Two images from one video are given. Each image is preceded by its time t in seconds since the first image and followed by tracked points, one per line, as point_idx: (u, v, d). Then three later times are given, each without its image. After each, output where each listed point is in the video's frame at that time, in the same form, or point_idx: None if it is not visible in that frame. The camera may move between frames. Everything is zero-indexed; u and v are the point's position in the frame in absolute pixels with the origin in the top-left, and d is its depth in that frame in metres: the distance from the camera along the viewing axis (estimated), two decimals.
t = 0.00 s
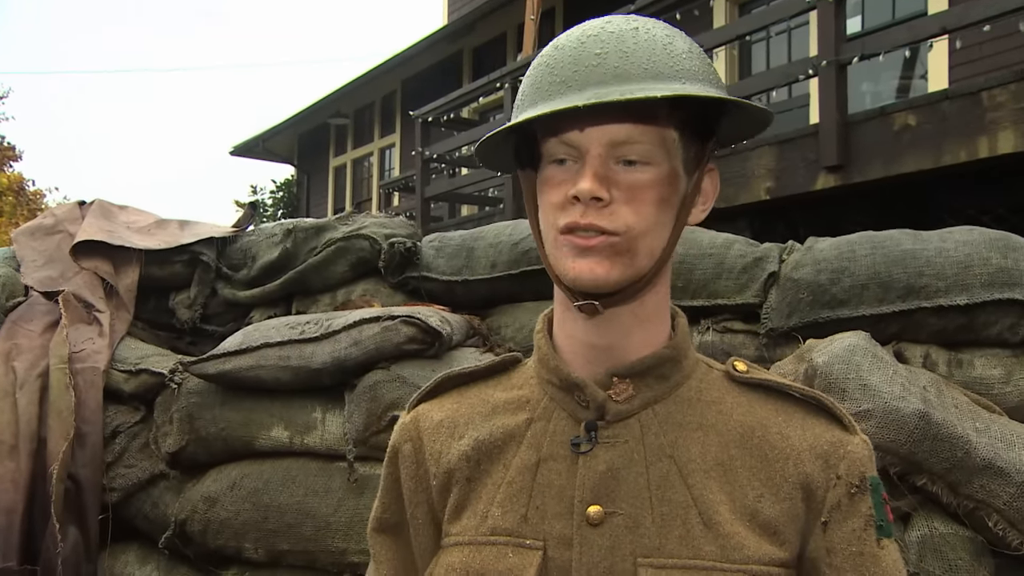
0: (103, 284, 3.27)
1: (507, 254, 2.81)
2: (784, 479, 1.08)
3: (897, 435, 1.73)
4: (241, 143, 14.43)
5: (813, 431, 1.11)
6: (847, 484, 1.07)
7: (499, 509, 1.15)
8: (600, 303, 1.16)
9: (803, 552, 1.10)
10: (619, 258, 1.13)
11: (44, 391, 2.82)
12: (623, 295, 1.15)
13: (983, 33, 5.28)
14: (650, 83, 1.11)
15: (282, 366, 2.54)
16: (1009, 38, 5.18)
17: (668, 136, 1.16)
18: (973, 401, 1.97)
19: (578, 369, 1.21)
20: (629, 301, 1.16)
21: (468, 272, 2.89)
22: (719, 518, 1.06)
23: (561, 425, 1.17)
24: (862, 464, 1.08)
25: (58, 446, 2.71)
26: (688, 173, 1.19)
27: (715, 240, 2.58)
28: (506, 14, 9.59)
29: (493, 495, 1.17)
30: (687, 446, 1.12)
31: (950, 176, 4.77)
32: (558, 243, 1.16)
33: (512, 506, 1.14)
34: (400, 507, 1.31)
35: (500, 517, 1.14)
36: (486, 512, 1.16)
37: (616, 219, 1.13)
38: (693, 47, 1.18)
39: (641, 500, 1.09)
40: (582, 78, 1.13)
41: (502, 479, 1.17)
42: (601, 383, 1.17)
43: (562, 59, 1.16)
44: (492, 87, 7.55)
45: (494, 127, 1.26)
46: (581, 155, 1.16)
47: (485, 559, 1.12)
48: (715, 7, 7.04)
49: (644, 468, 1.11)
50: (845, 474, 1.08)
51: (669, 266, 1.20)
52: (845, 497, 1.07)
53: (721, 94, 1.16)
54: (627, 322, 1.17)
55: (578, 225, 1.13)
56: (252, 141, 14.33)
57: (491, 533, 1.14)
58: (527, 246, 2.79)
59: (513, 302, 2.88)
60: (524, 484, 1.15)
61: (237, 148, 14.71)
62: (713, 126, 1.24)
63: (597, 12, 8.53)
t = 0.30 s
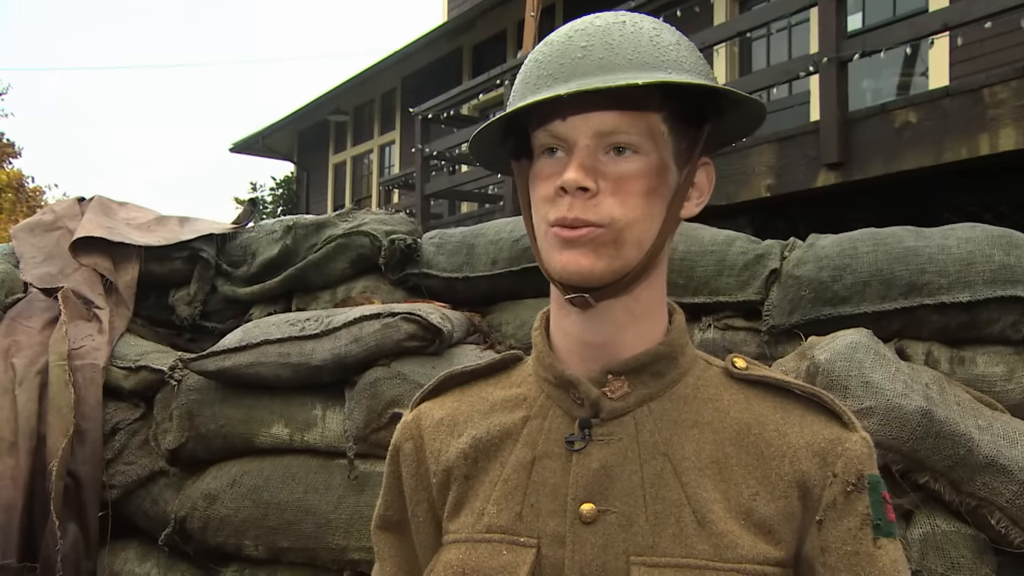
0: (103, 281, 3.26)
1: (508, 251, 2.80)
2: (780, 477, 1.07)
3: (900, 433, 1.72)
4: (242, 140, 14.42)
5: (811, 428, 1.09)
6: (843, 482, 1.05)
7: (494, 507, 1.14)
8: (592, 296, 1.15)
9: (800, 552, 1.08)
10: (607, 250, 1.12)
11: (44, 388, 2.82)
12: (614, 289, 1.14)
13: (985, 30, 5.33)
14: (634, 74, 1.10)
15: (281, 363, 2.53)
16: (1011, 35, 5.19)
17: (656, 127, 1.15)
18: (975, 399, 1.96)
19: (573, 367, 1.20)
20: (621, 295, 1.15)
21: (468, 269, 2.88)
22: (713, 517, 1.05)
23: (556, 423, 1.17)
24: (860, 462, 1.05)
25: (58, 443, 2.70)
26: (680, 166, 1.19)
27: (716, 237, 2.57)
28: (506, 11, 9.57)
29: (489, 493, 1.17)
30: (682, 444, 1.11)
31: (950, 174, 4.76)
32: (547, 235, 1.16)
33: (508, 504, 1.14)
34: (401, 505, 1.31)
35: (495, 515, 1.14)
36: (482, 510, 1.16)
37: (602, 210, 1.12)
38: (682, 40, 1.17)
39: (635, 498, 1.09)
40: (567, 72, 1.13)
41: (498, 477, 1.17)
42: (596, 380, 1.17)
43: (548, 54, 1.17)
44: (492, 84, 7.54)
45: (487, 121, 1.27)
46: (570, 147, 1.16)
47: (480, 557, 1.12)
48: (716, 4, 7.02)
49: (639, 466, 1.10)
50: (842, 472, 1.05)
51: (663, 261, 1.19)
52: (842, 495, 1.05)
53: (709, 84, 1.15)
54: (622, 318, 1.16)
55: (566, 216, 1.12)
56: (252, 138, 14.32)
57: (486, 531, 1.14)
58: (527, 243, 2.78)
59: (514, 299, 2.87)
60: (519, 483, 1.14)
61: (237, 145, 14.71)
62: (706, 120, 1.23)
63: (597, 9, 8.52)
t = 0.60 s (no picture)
0: (104, 281, 3.26)
1: (509, 251, 2.79)
2: (775, 476, 1.06)
3: (903, 433, 1.72)
4: (243, 140, 14.43)
5: (807, 427, 1.08)
6: (840, 481, 1.03)
7: (490, 508, 1.14)
8: (585, 299, 1.14)
9: (797, 552, 1.07)
10: (596, 253, 1.11)
11: (44, 388, 2.81)
12: (606, 291, 1.13)
13: (987, 30, 5.27)
14: (618, 74, 1.10)
15: (282, 363, 2.53)
16: (1012, 36, 5.16)
17: (644, 127, 1.14)
18: (979, 400, 1.96)
19: (568, 368, 1.19)
20: (614, 296, 1.14)
21: (469, 269, 2.88)
22: (707, 516, 1.05)
23: (551, 423, 1.16)
24: (857, 460, 1.04)
25: (58, 443, 2.70)
26: (670, 164, 1.18)
27: (719, 237, 2.56)
28: (507, 11, 9.56)
29: (485, 494, 1.16)
30: (677, 443, 1.10)
31: (953, 174, 4.74)
32: (537, 240, 1.15)
33: (503, 504, 1.13)
34: (399, 505, 1.31)
35: (491, 515, 1.13)
36: (478, 510, 1.16)
37: (590, 212, 1.11)
38: (668, 37, 1.16)
39: (629, 498, 1.08)
40: (552, 74, 1.13)
41: (494, 477, 1.16)
42: (591, 379, 1.16)
43: (534, 57, 1.16)
44: (494, 84, 7.54)
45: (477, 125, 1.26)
46: (558, 149, 1.16)
47: (476, 557, 1.11)
48: (717, 4, 7.02)
49: (633, 465, 1.10)
50: (839, 471, 1.04)
51: (656, 262, 1.18)
52: (838, 494, 1.03)
53: (696, 81, 1.14)
54: (616, 319, 1.15)
55: (555, 220, 1.12)
56: (254, 138, 14.33)
57: (482, 531, 1.13)
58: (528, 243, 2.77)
59: (515, 299, 2.87)
60: (514, 482, 1.14)
61: (239, 145, 14.72)
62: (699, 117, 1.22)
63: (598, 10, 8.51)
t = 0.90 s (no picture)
0: (103, 280, 3.26)
1: (509, 251, 2.79)
2: (773, 475, 1.05)
3: (904, 434, 1.71)
4: (244, 139, 14.43)
5: (804, 426, 1.08)
6: (837, 479, 1.03)
7: (487, 509, 1.13)
8: (581, 303, 1.13)
9: (794, 553, 1.06)
10: (594, 258, 1.11)
11: (43, 387, 2.81)
12: (603, 295, 1.13)
13: (989, 30, 5.26)
14: (620, 77, 1.09)
15: (281, 363, 2.52)
16: (1013, 36, 5.15)
17: (644, 130, 1.14)
18: (980, 400, 1.95)
19: (564, 368, 1.19)
20: (611, 299, 1.14)
21: (469, 269, 2.87)
22: (706, 516, 1.04)
23: (548, 423, 1.16)
24: (854, 458, 1.03)
25: (57, 443, 2.69)
26: (669, 166, 1.17)
27: (719, 237, 2.56)
28: (509, 11, 9.54)
29: (482, 495, 1.16)
30: (674, 443, 1.10)
31: (954, 174, 4.73)
32: (534, 243, 1.14)
33: (500, 505, 1.13)
34: (396, 507, 1.30)
35: (488, 516, 1.13)
36: (475, 512, 1.15)
37: (589, 217, 1.10)
38: (669, 37, 1.15)
39: (627, 499, 1.07)
40: (552, 75, 1.12)
41: (491, 478, 1.16)
42: (587, 380, 1.15)
43: (533, 56, 1.15)
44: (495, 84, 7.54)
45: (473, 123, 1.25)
46: (556, 153, 1.15)
47: (473, 558, 1.11)
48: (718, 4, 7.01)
49: (631, 466, 1.09)
50: (835, 469, 1.03)
51: (652, 264, 1.17)
52: (835, 493, 1.02)
53: (697, 84, 1.13)
54: (613, 322, 1.15)
55: (554, 225, 1.11)
56: (255, 138, 14.33)
57: (479, 533, 1.13)
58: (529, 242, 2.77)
59: (515, 299, 2.86)
60: (512, 484, 1.13)
61: (240, 145, 14.73)
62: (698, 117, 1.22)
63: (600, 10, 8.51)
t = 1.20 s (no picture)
0: (102, 277, 3.25)
1: (508, 247, 2.78)
2: (777, 475, 1.05)
3: (904, 431, 1.71)
4: (244, 136, 14.41)
5: (807, 424, 1.08)
6: (840, 478, 1.03)
7: (487, 509, 1.13)
8: (594, 303, 1.13)
9: (797, 551, 1.06)
10: (613, 260, 1.10)
11: (41, 383, 2.80)
12: (618, 295, 1.12)
13: (990, 27, 5.26)
14: (654, 80, 1.08)
15: (280, 360, 2.52)
16: (1014, 33, 5.14)
17: (665, 132, 1.13)
18: (981, 397, 1.95)
19: (565, 365, 1.18)
20: (621, 298, 1.13)
21: (469, 265, 2.86)
22: (711, 516, 1.04)
23: (549, 422, 1.15)
24: (857, 457, 1.04)
25: (55, 439, 2.69)
26: (684, 167, 1.16)
27: (719, 234, 2.55)
28: (510, 8, 9.52)
29: (482, 495, 1.15)
30: (678, 442, 1.09)
31: (955, 171, 4.72)
32: (550, 240, 1.13)
33: (501, 505, 1.12)
34: (390, 506, 1.30)
35: (489, 517, 1.12)
36: (475, 511, 1.14)
37: (612, 220, 1.09)
38: (693, 38, 1.14)
39: (631, 498, 1.07)
40: (581, 73, 1.09)
41: (491, 478, 1.15)
42: (590, 378, 1.14)
43: (559, 49, 1.12)
44: (495, 80, 7.53)
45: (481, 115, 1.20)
46: (578, 151, 1.12)
47: (475, 560, 1.10)
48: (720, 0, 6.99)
49: (635, 465, 1.08)
50: (839, 468, 1.04)
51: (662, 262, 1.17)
52: (839, 491, 1.03)
53: (723, 88, 1.13)
54: (617, 318, 1.14)
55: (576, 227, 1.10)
56: (256, 134, 14.33)
57: (480, 533, 1.12)
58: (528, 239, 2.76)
59: (515, 296, 2.86)
60: (512, 484, 1.12)
61: (241, 142, 14.73)
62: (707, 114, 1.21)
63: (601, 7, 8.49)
